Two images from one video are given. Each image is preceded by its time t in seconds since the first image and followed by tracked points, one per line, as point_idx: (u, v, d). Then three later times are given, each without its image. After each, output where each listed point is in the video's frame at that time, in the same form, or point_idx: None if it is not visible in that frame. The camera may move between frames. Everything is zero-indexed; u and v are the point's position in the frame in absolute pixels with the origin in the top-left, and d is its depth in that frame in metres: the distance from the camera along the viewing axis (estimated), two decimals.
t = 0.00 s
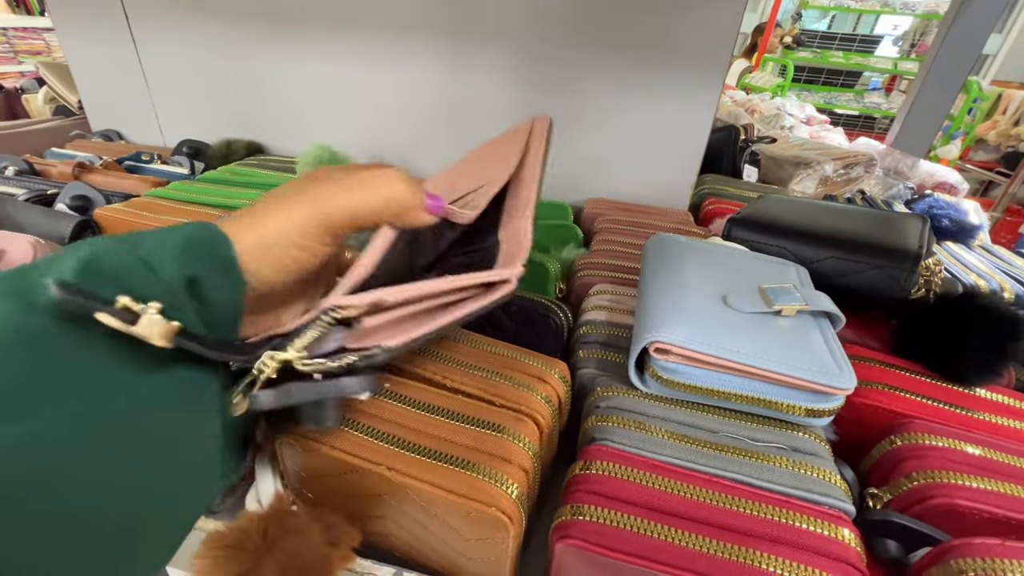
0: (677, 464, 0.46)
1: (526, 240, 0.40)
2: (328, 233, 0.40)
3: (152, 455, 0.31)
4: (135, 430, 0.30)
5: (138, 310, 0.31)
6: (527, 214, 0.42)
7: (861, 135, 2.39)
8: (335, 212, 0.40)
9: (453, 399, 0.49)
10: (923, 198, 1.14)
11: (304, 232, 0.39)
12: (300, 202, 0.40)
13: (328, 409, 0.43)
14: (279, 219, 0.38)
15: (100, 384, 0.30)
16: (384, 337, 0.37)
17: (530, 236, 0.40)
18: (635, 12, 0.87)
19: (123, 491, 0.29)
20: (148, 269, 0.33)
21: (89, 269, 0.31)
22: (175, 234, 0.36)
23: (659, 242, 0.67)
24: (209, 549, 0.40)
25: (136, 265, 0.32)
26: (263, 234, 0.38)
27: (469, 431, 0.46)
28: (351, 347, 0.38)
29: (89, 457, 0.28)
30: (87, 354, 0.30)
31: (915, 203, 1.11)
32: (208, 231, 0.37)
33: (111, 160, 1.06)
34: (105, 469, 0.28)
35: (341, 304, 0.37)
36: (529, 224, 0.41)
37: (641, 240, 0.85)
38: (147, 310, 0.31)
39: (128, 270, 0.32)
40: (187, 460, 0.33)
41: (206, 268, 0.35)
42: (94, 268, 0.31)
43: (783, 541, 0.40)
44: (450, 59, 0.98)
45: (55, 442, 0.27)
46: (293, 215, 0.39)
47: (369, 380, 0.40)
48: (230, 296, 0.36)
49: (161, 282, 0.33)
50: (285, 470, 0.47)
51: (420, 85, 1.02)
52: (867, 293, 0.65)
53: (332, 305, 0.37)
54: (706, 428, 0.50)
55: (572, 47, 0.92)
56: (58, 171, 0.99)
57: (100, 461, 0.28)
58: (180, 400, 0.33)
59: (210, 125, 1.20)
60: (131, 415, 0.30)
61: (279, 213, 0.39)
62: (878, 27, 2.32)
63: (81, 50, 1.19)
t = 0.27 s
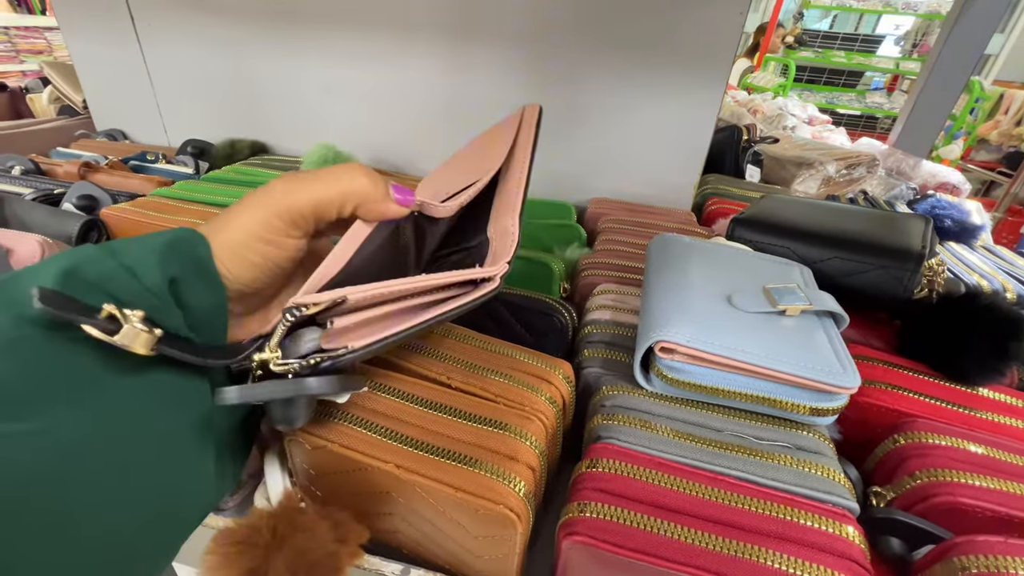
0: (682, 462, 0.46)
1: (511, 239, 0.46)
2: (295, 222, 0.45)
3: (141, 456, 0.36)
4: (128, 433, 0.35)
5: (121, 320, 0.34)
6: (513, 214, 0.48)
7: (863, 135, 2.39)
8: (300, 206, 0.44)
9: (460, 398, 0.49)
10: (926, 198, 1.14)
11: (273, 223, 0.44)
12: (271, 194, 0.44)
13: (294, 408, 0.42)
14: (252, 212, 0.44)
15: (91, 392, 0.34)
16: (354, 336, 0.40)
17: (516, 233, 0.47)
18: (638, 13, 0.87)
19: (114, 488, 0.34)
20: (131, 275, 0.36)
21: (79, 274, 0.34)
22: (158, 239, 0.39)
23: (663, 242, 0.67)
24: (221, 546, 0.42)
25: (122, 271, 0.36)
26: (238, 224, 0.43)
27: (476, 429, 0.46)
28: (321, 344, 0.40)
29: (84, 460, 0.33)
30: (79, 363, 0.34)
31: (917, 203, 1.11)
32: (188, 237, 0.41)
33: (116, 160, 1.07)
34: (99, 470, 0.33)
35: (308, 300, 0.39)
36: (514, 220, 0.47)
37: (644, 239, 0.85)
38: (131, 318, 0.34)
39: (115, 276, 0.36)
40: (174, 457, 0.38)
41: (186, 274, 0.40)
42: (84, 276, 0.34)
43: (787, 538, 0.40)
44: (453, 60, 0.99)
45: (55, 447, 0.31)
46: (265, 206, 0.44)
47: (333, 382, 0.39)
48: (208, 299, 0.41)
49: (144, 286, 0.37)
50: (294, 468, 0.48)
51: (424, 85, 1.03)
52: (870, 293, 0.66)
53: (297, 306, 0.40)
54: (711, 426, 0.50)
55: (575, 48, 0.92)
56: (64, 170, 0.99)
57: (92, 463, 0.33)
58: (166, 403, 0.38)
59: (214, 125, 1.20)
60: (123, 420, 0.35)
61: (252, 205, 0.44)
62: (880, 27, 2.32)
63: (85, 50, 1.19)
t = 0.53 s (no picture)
0: (679, 461, 0.46)
1: (513, 249, 0.47)
2: (295, 224, 0.44)
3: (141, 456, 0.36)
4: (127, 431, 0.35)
5: (121, 320, 0.34)
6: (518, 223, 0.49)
7: (862, 135, 2.39)
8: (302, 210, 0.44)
9: (459, 396, 0.50)
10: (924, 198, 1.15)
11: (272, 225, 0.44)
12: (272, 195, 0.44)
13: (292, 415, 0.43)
14: (252, 213, 0.43)
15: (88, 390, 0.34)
16: (353, 348, 0.40)
17: (519, 241, 0.48)
18: (637, 13, 0.87)
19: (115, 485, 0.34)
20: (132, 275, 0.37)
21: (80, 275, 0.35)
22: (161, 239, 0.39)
23: (661, 242, 0.68)
24: (220, 542, 0.42)
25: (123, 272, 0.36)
26: (236, 224, 0.43)
27: (474, 428, 0.47)
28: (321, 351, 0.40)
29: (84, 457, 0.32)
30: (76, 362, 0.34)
31: (915, 203, 1.12)
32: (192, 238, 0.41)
33: (115, 158, 1.07)
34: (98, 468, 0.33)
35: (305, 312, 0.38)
36: (518, 229, 0.48)
37: (643, 239, 0.85)
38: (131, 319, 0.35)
39: (115, 277, 0.36)
40: (175, 456, 0.38)
41: (190, 275, 0.40)
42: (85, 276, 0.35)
43: (783, 536, 0.41)
44: (453, 59, 0.99)
45: (54, 444, 0.31)
46: (265, 207, 0.44)
47: (332, 394, 0.39)
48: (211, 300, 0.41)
49: (145, 287, 0.37)
50: (292, 465, 0.48)
51: (423, 84, 1.03)
52: (868, 293, 0.66)
53: (295, 315, 0.39)
54: (708, 425, 0.50)
55: (574, 48, 0.92)
56: (62, 168, 0.99)
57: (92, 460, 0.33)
58: (165, 404, 0.38)
59: (213, 123, 1.20)
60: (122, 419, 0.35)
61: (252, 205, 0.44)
62: (879, 27, 2.32)
63: (84, 48, 1.19)
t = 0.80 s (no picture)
0: (678, 459, 0.47)
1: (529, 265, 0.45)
2: (325, 238, 0.37)
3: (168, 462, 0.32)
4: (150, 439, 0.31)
5: (161, 325, 0.32)
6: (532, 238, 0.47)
7: (862, 136, 2.39)
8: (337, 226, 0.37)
9: (461, 395, 0.50)
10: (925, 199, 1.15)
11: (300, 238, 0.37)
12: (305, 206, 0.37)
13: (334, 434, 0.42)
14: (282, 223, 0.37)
15: (121, 398, 0.30)
16: (386, 366, 0.41)
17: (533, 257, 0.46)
18: (638, 14, 0.88)
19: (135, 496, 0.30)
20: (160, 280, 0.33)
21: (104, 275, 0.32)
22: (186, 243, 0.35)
23: (662, 242, 0.68)
24: (223, 539, 0.42)
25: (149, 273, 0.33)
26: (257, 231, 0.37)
27: (476, 426, 0.47)
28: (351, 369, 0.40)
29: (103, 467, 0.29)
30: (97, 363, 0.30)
31: (916, 204, 1.12)
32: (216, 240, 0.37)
33: (118, 158, 1.07)
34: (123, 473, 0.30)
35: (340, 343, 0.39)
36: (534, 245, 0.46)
37: (644, 239, 0.86)
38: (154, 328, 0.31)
39: (145, 279, 0.32)
40: (194, 466, 0.34)
41: (220, 281, 0.36)
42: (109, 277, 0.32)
43: (782, 535, 0.41)
44: (454, 60, 0.99)
45: (73, 445, 0.28)
46: (293, 215, 0.37)
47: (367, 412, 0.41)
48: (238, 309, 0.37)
49: (174, 293, 0.33)
50: (294, 463, 0.49)
51: (425, 85, 1.03)
52: (867, 294, 0.66)
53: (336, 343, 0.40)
54: (708, 424, 0.51)
55: (576, 48, 0.93)
56: (65, 167, 1.00)
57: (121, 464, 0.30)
58: (192, 410, 0.34)
59: (215, 123, 1.21)
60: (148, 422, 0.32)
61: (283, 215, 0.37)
62: (880, 28, 2.32)
63: (87, 47, 1.20)
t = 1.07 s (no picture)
0: (681, 458, 0.46)
1: (499, 210, 0.51)
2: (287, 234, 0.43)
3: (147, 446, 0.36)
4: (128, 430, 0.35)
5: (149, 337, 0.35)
6: (496, 188, 0.52)
7: (864, 135, 2.38)
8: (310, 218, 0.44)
9: (462, 393, 0.50)
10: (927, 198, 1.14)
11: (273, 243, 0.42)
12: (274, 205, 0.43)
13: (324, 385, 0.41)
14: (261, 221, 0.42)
15: (101, 393, 0.34)
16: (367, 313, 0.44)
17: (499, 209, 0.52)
18: (638, 12, 0.87)
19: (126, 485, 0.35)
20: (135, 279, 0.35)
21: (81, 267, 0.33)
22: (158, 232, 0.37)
23: (663, 239, 0.67)
24: (221, 538, 0.41)
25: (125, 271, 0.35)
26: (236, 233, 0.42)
27: (478, 425, 0.46)
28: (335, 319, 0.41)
29: (89, 459, 0.32)
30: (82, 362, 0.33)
31: (919, 202, 1.12)
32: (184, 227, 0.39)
33: (117, 155, 1.07)
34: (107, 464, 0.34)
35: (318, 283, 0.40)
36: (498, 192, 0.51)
37: (645, 237, 0.85)
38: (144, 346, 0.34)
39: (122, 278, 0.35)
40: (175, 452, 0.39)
41: (192, 274, 0.39)
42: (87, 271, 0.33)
43: (785, 534, 0.40)
44: (455, 57, 0.99)
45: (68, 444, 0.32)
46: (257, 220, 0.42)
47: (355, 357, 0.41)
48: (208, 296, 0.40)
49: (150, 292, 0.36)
50: (293, 461, 0.48)
51: (424, 82, 1.03)
52: (870, 292, 0.66)
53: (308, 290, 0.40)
54: (711, 423, 0.50)
55: (576, 46, 0.92)
56: (64, 164, 0.99)
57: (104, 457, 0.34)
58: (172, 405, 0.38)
59: (215, 120, 1.20)
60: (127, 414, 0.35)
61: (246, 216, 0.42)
62: (882, 27, 2.31)
63: (86, 44, 1.19)
